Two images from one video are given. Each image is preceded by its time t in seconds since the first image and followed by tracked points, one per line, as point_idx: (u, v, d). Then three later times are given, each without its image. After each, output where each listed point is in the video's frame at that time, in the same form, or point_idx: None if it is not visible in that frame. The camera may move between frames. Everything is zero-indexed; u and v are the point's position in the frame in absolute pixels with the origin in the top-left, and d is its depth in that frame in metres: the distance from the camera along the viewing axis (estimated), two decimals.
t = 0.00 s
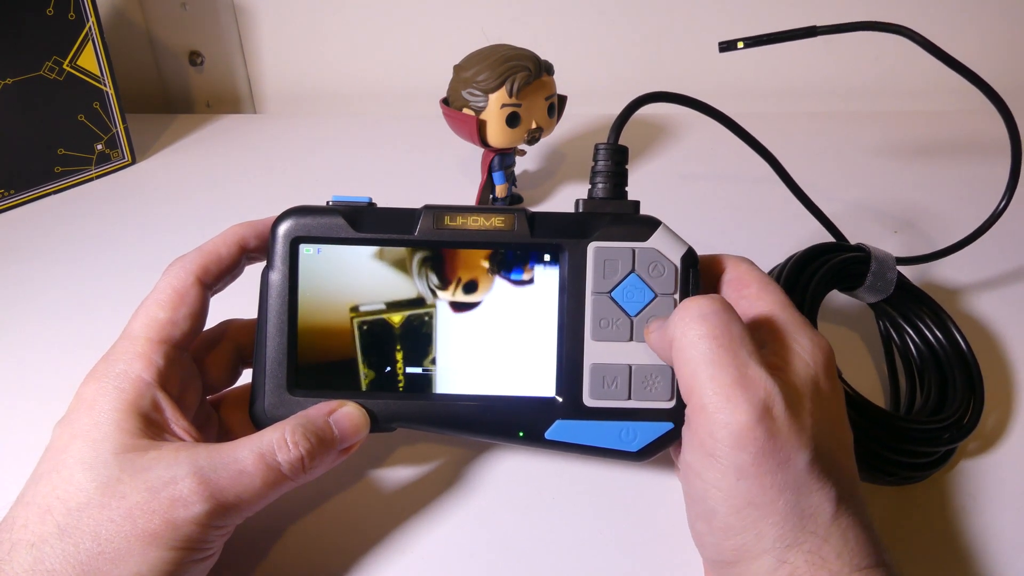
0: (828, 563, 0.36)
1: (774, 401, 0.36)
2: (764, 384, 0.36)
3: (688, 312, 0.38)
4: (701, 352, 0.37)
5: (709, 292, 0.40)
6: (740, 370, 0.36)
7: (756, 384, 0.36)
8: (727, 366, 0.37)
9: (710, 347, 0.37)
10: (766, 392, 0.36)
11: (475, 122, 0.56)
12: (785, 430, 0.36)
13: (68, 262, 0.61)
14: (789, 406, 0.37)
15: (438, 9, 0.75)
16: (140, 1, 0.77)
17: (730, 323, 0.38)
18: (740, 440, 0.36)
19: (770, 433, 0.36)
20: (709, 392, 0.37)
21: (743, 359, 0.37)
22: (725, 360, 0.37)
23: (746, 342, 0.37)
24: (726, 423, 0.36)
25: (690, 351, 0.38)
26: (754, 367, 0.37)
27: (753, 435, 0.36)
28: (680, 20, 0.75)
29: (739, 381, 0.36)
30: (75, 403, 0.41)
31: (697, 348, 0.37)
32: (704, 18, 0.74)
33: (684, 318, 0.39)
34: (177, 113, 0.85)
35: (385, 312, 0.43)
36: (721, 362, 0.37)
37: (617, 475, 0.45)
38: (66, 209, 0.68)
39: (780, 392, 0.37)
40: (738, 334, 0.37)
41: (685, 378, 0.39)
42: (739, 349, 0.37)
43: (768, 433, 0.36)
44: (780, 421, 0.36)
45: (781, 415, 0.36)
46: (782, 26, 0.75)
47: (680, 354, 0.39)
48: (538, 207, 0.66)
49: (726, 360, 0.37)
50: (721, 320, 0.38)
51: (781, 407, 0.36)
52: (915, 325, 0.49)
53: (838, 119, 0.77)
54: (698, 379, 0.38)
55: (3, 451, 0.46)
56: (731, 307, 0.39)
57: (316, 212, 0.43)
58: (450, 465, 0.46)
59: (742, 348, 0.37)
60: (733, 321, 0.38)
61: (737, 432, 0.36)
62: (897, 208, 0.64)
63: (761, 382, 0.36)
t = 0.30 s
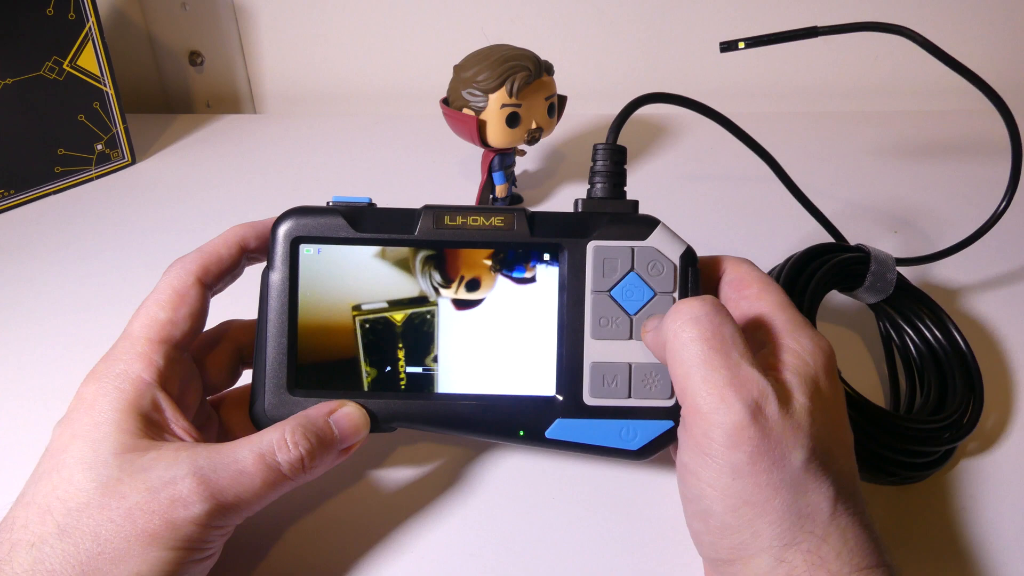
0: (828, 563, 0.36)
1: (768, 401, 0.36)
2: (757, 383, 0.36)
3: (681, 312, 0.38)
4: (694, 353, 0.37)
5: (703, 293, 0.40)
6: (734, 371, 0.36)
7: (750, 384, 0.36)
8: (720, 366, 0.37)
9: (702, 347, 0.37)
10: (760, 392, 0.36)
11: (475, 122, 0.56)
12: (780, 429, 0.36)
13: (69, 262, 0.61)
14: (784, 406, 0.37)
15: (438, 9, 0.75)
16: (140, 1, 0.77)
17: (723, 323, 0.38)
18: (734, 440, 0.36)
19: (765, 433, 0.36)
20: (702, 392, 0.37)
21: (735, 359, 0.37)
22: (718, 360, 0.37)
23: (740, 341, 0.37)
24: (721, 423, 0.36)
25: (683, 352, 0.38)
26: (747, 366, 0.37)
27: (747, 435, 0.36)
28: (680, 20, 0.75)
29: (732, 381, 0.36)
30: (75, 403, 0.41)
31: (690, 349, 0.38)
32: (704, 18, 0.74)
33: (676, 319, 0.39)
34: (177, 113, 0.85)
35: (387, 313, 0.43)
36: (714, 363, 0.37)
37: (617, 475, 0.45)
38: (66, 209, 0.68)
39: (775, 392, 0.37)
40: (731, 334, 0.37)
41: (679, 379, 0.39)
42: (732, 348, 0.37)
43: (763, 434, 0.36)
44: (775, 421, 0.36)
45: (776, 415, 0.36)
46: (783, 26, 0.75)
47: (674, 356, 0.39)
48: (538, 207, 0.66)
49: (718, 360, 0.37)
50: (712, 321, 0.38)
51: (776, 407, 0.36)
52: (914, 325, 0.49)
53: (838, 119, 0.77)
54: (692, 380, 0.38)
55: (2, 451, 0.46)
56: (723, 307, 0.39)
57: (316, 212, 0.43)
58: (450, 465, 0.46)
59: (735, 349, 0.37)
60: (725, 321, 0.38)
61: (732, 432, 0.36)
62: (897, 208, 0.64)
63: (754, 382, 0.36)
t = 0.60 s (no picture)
0: (828, 563, 0.36)
1: (767, 401, 0.36)
2: (756, 384, 0.36)
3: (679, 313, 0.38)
4: (693, 354, 0.37)
5: (702, 294, 0.40)
6: (733, 372, 0.36)
7: (748, 385, 0.36)
8: (719, 367, 0.37)
9: (701, 348, 0.37)
10: (758, 392, 0.36)
11: (476, 122, 0.56)
12: (779, 429, 0.36)
13: (69, 262, 0.61)
14: (783, 407, 0.37)
15: (438, 9, 0.75)
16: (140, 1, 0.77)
17: (723, 324, 0.38)
18: (733, 440, 0.36)
19: (765, 434, 0.36)
20: (701, 393, 0.37)
21: (734, 360, 0.37)
22: (716, 361, 0.37)
23: (738, 342, 0.37)
24: (719, 423, 0.36)
25: (683, 352, 0.38)
26: (746, 367, 0.37)
27: (747, 436, 0.36)
28: (680, 20, 0.75)
29: (732, 382, 0.36)
30: (75, 403, 0.41)
31: (689, 350, 0.38)
32: (704, 18, 0.74)
33: (675, 320, 0.39)
34: (177, 112, 0.85)
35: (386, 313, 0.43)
36: (712, 364, 0.37)
37: (617, 475, 0.45)
38: (66, 209, 0.68)
39: (775, 393, 0.37)
40: (732, 334, 0.37)
41: (678, 380, 0.39)
42: (731, 349, 0.37)
43: (763, 434, 0.36)
44: (775, 422, 0.36)
45: (776, 415, 0.36)
46: (783, 26, 0.75)
47: (673, 356, 0.39)
48: (538, 207, 0.66)
49: (717, 361, 0.37)
50: (710, 321, 0.38)
51: (777, 407, 0.36)
52: (913, 325, 0.49)
53: (838, 119, 0.77)
54: (691, 381, 0.38)
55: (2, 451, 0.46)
56: (724, 308, 0.39)
57: (316, 212, 0.43)
58: (450, 465, 0.46)
59: (735, 350, 0.37)
60: (724, 322, 0.38)
61: (731, 433, 0.36)
62: (897, 208, 0.64)
63: (752, 382, 0.36)
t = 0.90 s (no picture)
0: (827, 563, 0.36)
1: (770, 400, 0.36)
2: (759, 383, 0.36)
3: (685, 312, 0.38)
4: (698, 352, 0.37)
5: (707, 293, 0.40)
6: (737, 370, 0.36)
7: (752, 384, 0.36)
8: (723, 366, 0.36)
9: (706, 346, 0.37)
10: (762, 392, 0.36)
11: (475, 122, 0.56)
12: (781, 429, 0.36)
13: (69, 262, 0.61)
14: (785, 406, 0.37)
15: (438, 9, 0.75)
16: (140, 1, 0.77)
17: (726, 323, 0.38)
18: (735, 439, 0.36)
19: (766, 433, 0.36)
20: (704, 392, 0.37)
21: (738, 359, 0.37)
22: (721, 360, 0.37)
23: (742, 341, 0.37)
24: (722, 422, 0.36)
25: (687, 351, 0.38)
26: (750, 366, 0.37)
27: (749, 435, 0.36)
28: (680, 19, 0.75)
29: (735, 381, 0.36)
30: (75, 403, 0.41)
31: (693, 348, 0.38)
32: (704, 18, 0.74)
33: (679, 318, 0.39)
34: (177, 112, 0.85)
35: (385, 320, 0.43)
36: (716, 362, 0.37)
37: (616, 475, 0.45)
38: (66, 209, 0.68)
39: (777, 392, 0.37)
40: (735, 333, 0.37)
41: (681, 378, 0.39)
42: (735, 348, 0.37)
43: (764, 434, 0.36)
44: (776, 421, 0.36)
45: (777, 415, 0.36)
46: (782, 26, 0.75)
47: (677, 355, 0.39)
48: (537, 207, 0.66)
49: (721, 359, 0.37)
50: (716, 320, 0.38)
51: (778, 406, 0.36)
52: (913, 324, 0.49)
53: (838, 119, 0.77)
54: (695, 379, 0.38)
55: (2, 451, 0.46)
56: (727, 306, 0.39)
57: (316, 212, 0.43)
58: (449, 465, 0.46)
59: (738, 349, 0.37)
60: (729, 320, 0.38)
61: (733, 432, 0.36)
62: (897, 208, 0.64)
63: (757, 381, 0.36)
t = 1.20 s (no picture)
0: (827, 563, 0.36)
1: (773, 401, 0.36)
2: (762, 384, 0.36)
3: (689, 313, 0.39)
4: (701, 352, 0.37)
5: (710, 293, 0.40)
6: (739, 370, 0.36)
7: (755, 384, 0.36)
8: (726, 365, 0.36)
9: (710, 345, 0.37)
10: (764, 392, 0.36)
11: (476, 122, 0.56)
12: (783, 429, 0.36)
13: (69, 262, 0.61)
14: (787, 406, 0.37)
15: (438, 9, 0.75)
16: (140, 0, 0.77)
17: (729, 323, 0.38)
18: (737, 440, 0.36)
19: (768, 433, 0.36)
20: (707, 391, 0.37)
21: (741, 359, 0.37)
22: (724, 360, 0.37)
23: (745, 341, 0.37)
24: (725, 422, 0.36)
25: (690, 350, 0.38)
26: (753, 366, 0.37)
27: (751, 435, 0.36)
28: (680, 19, 0.75)
29: (738, 381, 0.36)
30: (75, 403, 0.41)
31: (697, 348, 0.38)
32: (704, 18, 0.75)
33: (683, 318, 0.39)
34: (177, 112, 0.86)
35: (387, 322, 0.43)
36: (720, 362, 0.37)
37: (616, 475, 0.46)
38: (66, 209, 0.68)
39: (779, 392, 0.37)
40: (738, 333, 0.37)
41: (684, 378, 0.39)
42: (739, 348, 0.37)
43: (766, 434, 0.36)
44: (778, 421, 0.36)
45: (779, 415, 0.36)
46: (782, 26, 0.75)
47: (680, 355, 0.39)
48: (537, 207, 0.66)
49: (725, 359, 0.37)
50: (720, 320, 0.38)
51: (780, 406, 0.36)
52: (913, 324, 0.49)
53: (838, 119, 0.77)
54: (697, 379, 0.38)
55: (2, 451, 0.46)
56: (731, 306, 0.39)
57: (316, 212, 0.43)
58: (450, 465, 0.46)
59: (741, 349, 0.37)
60: (732, 320, 0.38)
61: (736, 432, 0.36)
62: (898, 208, 0.64)
63: (760, 381, 0.36)
